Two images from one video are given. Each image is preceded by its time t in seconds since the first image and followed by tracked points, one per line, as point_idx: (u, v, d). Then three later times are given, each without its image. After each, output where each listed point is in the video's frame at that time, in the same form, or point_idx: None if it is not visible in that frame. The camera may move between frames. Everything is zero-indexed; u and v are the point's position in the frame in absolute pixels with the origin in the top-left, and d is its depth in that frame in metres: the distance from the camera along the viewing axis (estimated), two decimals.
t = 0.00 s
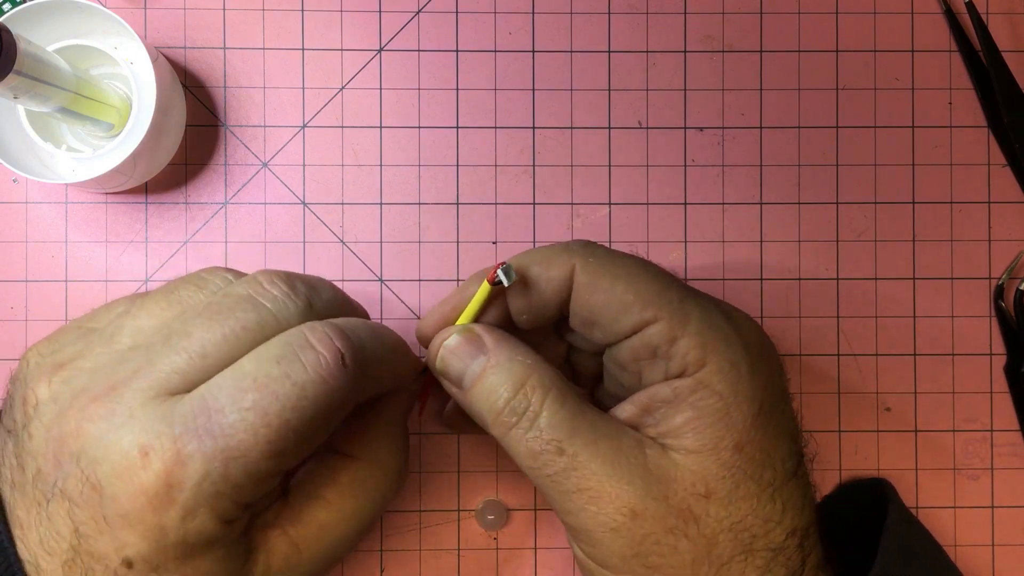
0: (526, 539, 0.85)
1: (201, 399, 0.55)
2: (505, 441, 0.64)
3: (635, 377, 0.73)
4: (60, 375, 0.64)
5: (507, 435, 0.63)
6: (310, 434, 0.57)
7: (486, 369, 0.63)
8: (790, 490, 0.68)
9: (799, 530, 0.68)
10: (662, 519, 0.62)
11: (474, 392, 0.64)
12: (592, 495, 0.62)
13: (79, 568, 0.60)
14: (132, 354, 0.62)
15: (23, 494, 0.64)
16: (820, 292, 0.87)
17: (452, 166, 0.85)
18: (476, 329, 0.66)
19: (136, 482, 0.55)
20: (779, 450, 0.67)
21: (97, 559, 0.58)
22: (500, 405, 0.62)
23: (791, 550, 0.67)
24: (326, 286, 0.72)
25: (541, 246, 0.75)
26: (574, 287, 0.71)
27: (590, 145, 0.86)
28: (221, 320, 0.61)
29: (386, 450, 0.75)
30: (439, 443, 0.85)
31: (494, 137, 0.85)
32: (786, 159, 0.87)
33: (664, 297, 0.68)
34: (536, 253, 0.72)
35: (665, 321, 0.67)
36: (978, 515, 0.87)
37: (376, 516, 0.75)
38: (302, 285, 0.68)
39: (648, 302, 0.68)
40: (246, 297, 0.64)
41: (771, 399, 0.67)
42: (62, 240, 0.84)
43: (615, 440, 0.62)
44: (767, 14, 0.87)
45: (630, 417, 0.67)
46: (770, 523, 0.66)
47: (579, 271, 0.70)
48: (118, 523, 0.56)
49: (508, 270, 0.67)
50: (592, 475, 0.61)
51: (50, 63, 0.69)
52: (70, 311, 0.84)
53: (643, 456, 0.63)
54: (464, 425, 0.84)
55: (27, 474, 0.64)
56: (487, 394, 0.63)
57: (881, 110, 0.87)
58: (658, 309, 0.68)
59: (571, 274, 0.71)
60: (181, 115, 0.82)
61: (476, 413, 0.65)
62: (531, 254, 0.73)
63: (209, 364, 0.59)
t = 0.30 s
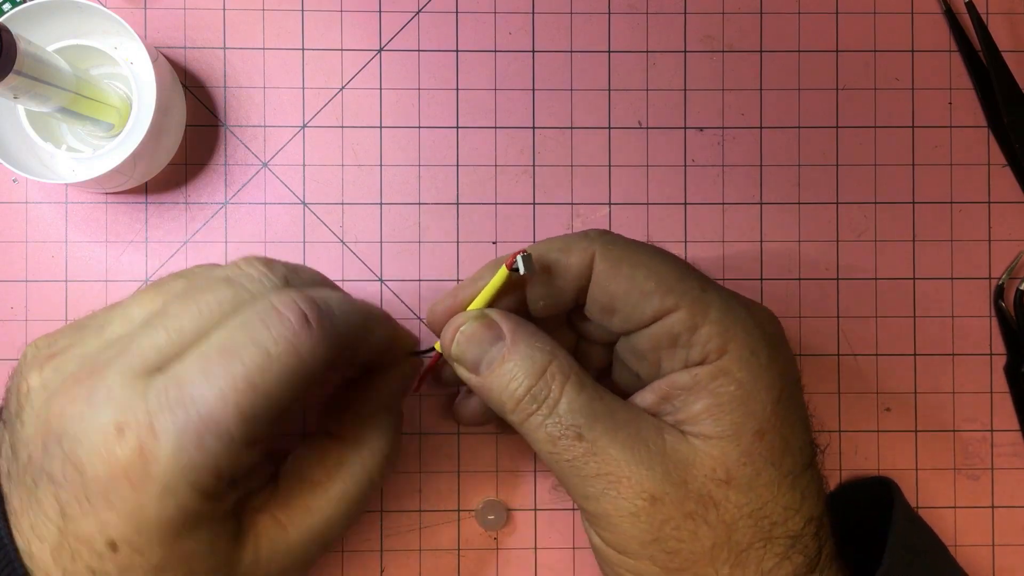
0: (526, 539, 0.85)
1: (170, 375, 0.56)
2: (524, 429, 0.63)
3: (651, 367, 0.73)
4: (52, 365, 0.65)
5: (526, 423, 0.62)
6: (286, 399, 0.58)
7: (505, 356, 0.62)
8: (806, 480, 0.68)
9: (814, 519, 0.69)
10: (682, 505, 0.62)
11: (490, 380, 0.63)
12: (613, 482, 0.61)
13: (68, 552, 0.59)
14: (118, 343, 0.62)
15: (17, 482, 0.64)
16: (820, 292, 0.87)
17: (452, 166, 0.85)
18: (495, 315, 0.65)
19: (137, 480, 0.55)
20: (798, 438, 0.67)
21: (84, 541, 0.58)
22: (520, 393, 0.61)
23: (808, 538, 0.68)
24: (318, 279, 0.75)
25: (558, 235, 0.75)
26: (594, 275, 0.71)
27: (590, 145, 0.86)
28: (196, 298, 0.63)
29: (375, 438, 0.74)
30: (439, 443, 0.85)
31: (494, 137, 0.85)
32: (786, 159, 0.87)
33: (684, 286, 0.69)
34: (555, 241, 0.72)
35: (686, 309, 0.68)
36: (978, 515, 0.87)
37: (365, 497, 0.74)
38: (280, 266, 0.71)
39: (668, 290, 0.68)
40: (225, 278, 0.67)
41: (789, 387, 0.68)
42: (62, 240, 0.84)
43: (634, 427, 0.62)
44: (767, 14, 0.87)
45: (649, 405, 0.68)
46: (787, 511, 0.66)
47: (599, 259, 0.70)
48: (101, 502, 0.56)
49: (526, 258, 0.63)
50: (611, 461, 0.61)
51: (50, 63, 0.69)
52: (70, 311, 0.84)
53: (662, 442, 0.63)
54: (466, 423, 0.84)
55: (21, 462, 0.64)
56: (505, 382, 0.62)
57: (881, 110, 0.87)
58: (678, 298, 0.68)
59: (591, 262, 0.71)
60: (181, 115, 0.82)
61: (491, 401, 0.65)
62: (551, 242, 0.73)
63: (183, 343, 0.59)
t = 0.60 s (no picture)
0: (526, 539, 0.85)
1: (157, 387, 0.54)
2: (518, 426, 0.63)
3: (658, 365, 0.73)
4: (48, 370, 0.66)
5: (520, 421, 0.63)
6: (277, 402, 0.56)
7: (499, 355, 0.62)
8: (805, 482, 0.68)
9: (812, 520, 0.69)
10: (674, 502, 0.62)
11: (485, 378, 0.63)
12: (604, 478, 0.62)
13: (61, 556, 0.60)
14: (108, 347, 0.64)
15: (11, 487, 0.65)
16: (820, 292, 0.87)
17: (452, 166, 0.85)
18: (494, 312, 0.64)
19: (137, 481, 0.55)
20: (799, 440, 0.67)
21: (76, 546, 0.58)
22: (511, 395, 0.61)
23: (804, 539, 0.68)
24: (302, 273, 0.72)
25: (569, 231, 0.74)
26: (603, 274, 0.71)
27: (590, 145, 0.86)
28: (180, 299, 0.61)
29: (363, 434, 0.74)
30: (439, 442, 0.85)
31: (494, 137, 0.85)
32: (786, 159, 0.87)
33: (696, 286, 0.68)
34: (566, 238, 0.72)
35: (696, 309, 0.67)
36: (978, 515, 0.87)
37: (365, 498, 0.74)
38: (266, 259, 0.69)
39: (679, 291, 0.68)
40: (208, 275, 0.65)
41: (792, 389, 0.67)
42: (62, 240, 0.84)
43: (629, 426, 0.62)
44: (767, 14, 0.87)
45: (649, 402, 0.67)
46: (784, 512, 0.66)
47: (608, 258, 0.70)
48: (92, 508, 0.57)
49: (521, 251, 0.61)
50: (604, 459, 0.61)
51: (50, 63, 0.69)
52: (70, 311, 0.84)
53: (658, 441, 0.63)
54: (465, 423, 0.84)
55: (16, 466, 0.65)
56: (498, 382, 0.62)
57: (881, 110, 0.87)
58: (688, 297, 0.68)
59: (601, 261, 0.70)
60: (181, 115, 0.82)
61: (486, 397, 0.64)
62: (559, 240, 0.72)
63: (171, 345, 0.59)
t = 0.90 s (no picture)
0: (526, 539, 0.85)
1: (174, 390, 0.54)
2: (510, 432, 0.63)
3: (654, 368, 0.73)
4: (51, 373, 0.66)
5: (511, 428, 0.63)
6: (292, 407, 0.56)
7: (489, 362, 0.61)
8: (799, 485, 0.68)
9: (807, 523, 0.69)
10: (667, 508, 0.62)
11: (475, 384, 0.63)
12: (597, 484, 0.62)
13: (68, 560, 0.60)
14: (114, 351, 0.64)
15: (17, 491, 0.65)
16: (820, 292, 0.87)
17: (452, 166, 0.85)
18: (484, 318, 0.64)
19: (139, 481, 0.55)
20: (793, 444, 0.67)
21: (83, 549, 0.58)
22: (502, 402, 0.61)
23: (799, 543, 0.68)
24: (309, 283, 0.73)
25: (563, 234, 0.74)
26: (598, 277, 0.71)
27: (590, 145, 0.86)
28: (195, 308, 0.61)
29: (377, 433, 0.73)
30: (439, 442, 0.85)
31: (494, 137, 0.85)
32: (786, 159, 0.87)
33: (690, 289, 0.68)
34: (560, 241, 0.72)
35: (689, 313, 0.67)
36: (978, 515, 0.87)
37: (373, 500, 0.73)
38: (276, 270, 0.69)
39: (672, 295, 0.68)
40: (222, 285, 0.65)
41: (786, 392, 0.67)
42: (62, 240, 0.84)
43: (622, 432, 0.62)
44: (767, 14, 0.87)
45: (642, 406, 0.68)
46: (779, 515, 0.66)
47: (603, 261, 0.70)
48: (101, 510, 0.56)
49: (512, 258, 0.65)
50: (596, 466, 0.61)
51: (50, 63, 0.69)
52: (70, 311, 0.84)
53: (650, 447, 0.63)
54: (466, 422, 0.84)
55: (20, 470, 0.65)
56: (489, 389, 0.62)
57: (881, 110, 0.87)
58: (681, 301, 0.68)
59: (595, 263, 0.70)
60: (181, 115, 0.82)
61: (478, 403, 0.64)
62: (554, 243, 0.72)
63: (185, 350, 0.59)
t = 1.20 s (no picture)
0: (526, 539, 0.85)
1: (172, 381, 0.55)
2: (518, 425, 0.63)
3: (658, 364, 0.73)
4: (53, 367, 0.67)
5: (519, 420, 0.62)
6: (287, 399, 0.57)
7: (499, 353, 0.61)
8: (803, 484, 0.68)
9: (809, 522, 0.69)
10: (673, 504, 0.62)
11: (485, 375, 0.62)
12: (604, 478, 0.62)
13: (63, 551, 0.60)
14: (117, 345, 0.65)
15: (13, 481, 0.65)
16: (820, 293, 0.87)
17: (452, 166, 0.85)
18: (494, 309, 0.64)
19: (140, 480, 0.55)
20: (797, 442, 0.67)
21: (78, 539, 0.59)
22: (512, 392, 0.61)
23: (803, 541, 0.68)
24: (309, 289, 0.75)
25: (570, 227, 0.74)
26: (605, 272, 0.70)
27: (590, 145, 0.86)
28: (196, 302, 0.64)
29: (372, 444, 0.69)
30: (439, 442, 0.85)
31: (494, 137, 0.85)
32: (786, 159, 0.87)
33: (696, 286, 0.68)
34: (568, 235, 0.71)
35: (695, 309, 0.67)
36: (978, 515, 0.87)
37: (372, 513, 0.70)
38: (273, 271, 0.72)
39: (679, 291, 0.68)
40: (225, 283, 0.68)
41: (791, 391, 0.67)
42: (62, 240, 0.84)
43: (629, 426, 0.62)
44: (767, 14, 0.87)
45: (647, 402, 0.68)
46: (782, 514, 0.66)
47: (610, 256, 0.70)
48: (95, 499, 0.57)
49: (517, 241, 0.63)
50: (605, 459, 0.61)
51: (50, 63, 0.69)
52: (70, 311, 0.84)
53: (657, 442, 0.63)
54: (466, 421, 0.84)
55: (18, 461, 0.65)
56: (498, 380, 0.61)
57: (881, 110, 0.87)
58: (687, 297, 0.68)
59: (602, 258, 0.70)
60: (181, 115, 0.82)
61: (485, 395, 0.64)
62: (561, 236, 0.72)
63: (184, 341, 0.61)
